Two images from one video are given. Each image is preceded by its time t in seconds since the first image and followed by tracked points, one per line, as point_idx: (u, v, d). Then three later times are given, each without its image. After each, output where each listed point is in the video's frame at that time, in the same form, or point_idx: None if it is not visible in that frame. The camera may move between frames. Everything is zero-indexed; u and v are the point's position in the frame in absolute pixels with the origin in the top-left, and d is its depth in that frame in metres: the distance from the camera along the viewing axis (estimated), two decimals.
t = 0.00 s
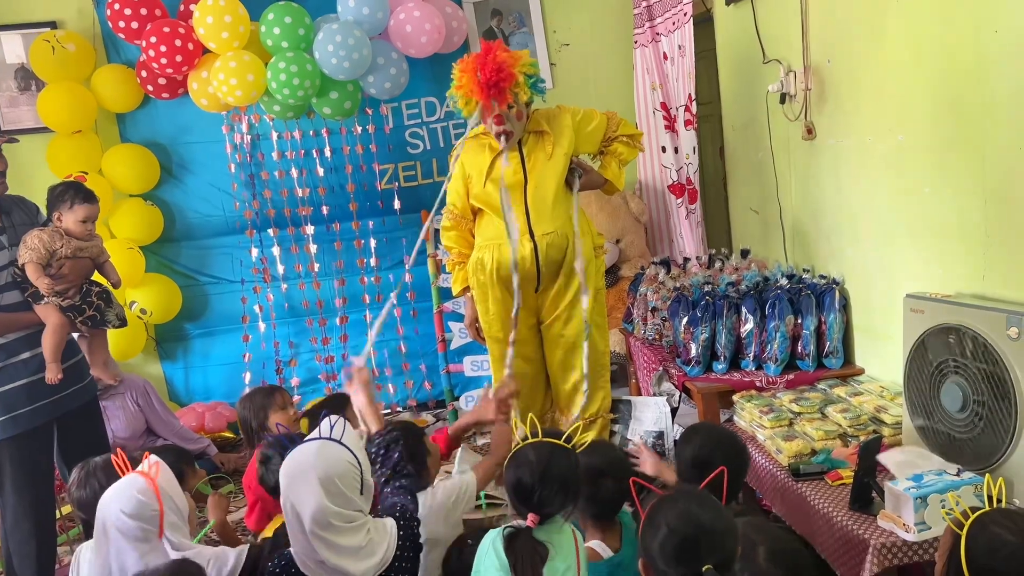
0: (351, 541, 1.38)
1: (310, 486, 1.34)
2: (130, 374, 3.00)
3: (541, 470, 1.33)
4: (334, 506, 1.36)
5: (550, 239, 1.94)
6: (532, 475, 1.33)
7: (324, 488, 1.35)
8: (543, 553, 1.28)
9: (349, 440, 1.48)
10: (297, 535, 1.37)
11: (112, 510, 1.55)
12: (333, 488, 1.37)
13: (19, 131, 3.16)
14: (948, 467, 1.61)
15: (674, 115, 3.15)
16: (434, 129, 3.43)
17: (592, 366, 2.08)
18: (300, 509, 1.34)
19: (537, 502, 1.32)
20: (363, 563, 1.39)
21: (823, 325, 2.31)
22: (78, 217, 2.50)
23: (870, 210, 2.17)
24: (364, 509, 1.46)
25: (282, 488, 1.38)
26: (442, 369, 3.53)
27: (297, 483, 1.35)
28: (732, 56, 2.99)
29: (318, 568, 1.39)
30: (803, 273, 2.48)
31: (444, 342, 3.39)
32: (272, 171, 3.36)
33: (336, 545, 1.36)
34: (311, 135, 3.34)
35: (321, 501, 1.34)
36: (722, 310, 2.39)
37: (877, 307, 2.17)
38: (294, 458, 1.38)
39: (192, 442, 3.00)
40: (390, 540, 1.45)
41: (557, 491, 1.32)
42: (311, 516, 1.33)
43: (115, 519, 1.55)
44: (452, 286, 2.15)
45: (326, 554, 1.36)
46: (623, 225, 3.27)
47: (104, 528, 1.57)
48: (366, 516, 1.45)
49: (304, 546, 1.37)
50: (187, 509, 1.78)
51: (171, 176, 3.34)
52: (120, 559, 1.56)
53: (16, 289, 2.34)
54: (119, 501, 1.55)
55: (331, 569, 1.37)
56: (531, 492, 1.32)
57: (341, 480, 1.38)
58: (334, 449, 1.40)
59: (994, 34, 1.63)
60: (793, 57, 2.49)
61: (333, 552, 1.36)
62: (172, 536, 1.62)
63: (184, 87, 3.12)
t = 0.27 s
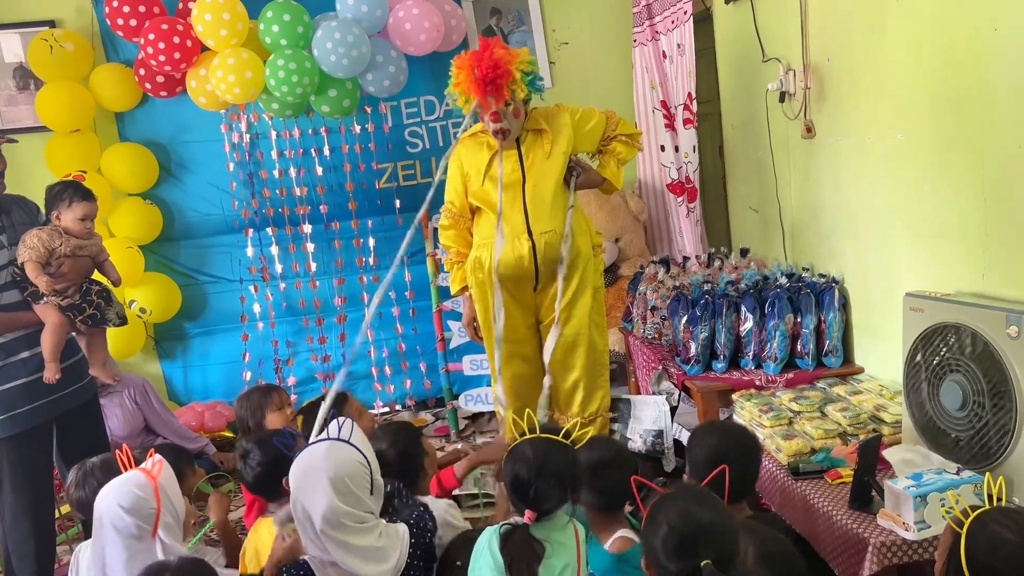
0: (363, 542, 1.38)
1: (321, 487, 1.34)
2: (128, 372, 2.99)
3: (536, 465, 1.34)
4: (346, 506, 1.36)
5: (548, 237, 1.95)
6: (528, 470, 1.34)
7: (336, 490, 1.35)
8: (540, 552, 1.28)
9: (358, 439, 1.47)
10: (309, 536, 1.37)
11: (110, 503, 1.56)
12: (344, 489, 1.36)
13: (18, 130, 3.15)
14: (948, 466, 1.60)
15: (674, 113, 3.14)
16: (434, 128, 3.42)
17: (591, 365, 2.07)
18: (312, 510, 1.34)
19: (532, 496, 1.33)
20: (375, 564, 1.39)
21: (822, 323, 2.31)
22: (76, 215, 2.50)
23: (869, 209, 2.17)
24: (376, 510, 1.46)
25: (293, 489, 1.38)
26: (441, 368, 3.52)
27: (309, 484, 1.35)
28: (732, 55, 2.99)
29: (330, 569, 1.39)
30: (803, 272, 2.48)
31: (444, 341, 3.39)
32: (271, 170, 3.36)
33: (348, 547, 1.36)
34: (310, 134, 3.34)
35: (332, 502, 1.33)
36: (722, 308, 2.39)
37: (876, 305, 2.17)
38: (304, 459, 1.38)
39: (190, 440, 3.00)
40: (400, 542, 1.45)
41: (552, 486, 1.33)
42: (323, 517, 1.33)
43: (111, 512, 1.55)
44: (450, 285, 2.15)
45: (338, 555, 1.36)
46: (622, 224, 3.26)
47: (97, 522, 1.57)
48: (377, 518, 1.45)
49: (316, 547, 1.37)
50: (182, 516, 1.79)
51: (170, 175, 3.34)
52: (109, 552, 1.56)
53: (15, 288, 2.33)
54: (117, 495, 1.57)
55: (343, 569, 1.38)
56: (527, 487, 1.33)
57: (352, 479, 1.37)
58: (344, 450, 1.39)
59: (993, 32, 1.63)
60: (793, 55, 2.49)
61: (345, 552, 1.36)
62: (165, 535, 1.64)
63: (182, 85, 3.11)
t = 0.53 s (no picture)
0: (359, 544, 1.39)
1: (315, 488, 1.36)
2: (128, 371, 2.99)
3: (524, 466, 1.35)
4: (340, 507, 1.37)
5: (547, 236, 1.94)
6: (516, 471, 1.35)
7: (330, 491, 1.37)
8: (533, 553, 1.28)
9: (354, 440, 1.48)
10: (306, 538, 1.39)
11: (98, 508, 1.58)
12: (338, 489, 1.38)
13: (17, 129, 3.15)
14: (946, 463, 1.60)
15: (673, 111, 3.14)
16: (433, 127, 3.42)
17: (591, 363, 2.07)
18: (307, 512, 1.36)
19: (523, 497, 1.34)
20: (372, 566, 1.39)
21: (822, 322, 2.31)
22: (75, 213, 2.49)
23: (869, 208, 2.16)
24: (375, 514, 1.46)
25: (290, 491, 1.40)
26: (441, 367, 3.52)
27: (303, 486, 1.37)
28: (731, 53, 2.98)
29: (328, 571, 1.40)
30: (803, 270, 2.48)
31: (443, 339, 3.39)
32: (270, 168, 3.35)
33: (343, 548, 1.37)
34: (309, 132, 3.33)
35: (326, 502, 1.35)
36: (721, 307, 2.39)
37: (876, 303, 2.18)
38: (299, 461, 1.40)
39: (189, 440, 3.00)
40: (399, 545, 1.44)
41: (541, 486, 1.34)
42: (317, 518, 1.35)
43: (99, 516, 1.58)
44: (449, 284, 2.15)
45: (334, 556, 1.37)
46: (622, 223, 3.26)
47: (86, 526, 1.60)
48: (376, 520, 1.45)
49: (314, 548, 1.39)
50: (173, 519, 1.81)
51: (169, 174, 3.33)
52: (98, 556, 1.59)
53: (15, 288, 2.34)
54: (105, 499, 1.59)
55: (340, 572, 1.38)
56: (517, 488, 1.34)
57: (347, 480, 1.39)
58: (339, 451, 1.41)
59: (993, 29, 1.63)
60: (792, 53, 2.49)
61: (341, 553, 1.37)
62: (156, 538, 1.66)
63: (181, 83, 3.11)
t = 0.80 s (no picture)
0: (346, 542, 1.38)
1: (305, 486, 1.34)
2: (128, 370, 2.98)
3: (535, 465, 1.34)
4: (329, 505, 1.36)
5: (545, 234, 1.93)
6: (526, 470, 1.34)
7: (320, 488, 1.35)
8: (537, 548, 1.28)
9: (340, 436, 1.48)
10: (291, 537, 1.37)
11: (90, 509, 1.58)
12: (327, 487, 1.37)
13: (16, 128, 3.14)
14: (946, 461, 1.60)
15: (674, 109, 3.12)
16: (433, 125, 3.42)
17: (591, 361, 2.07)
18: (295, 510, 1.34)
19: (532, 497, 1.32)
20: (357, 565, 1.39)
21: (822, 320, 2.31)
22: (74, 212, 2.48)
23: (869, 206, 2.16)
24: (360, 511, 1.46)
25: (276, 489, 1.38)
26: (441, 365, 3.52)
27: (291, 484, 1.35)
28: (730, 50, 2.98)
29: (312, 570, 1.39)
30: (802, 269, 2.48)
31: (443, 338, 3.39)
32: (269, 167, 3.35)
33: (332, 546, 1.36)
34: (308, 131, 3.33)
35: (315, 501, 1.34)
36: (720, 306, 2.39)
37: (875, 302, 2.18)
38: (286, 459, 1.38)
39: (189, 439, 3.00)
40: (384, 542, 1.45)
41: (552, 486, 1.33)
42: (306, 517, 1.34)
43: (91, 518, 1.57)
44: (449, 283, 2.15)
45: (321, 555, 1.36)
46: (621, 221, 3.26)
47: (78, 528, 1.59)
48: (362, 517, 1.46)
49: (298, 548, 1.37)
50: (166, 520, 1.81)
51: (168, 172, 3.33)
52: (90, 557, 1.58)
53: (14, 286, 2.33)
54: (97, 500, 1.58)
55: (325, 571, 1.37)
56: (527, 487, 1.32)
57: (336, 478, 1.38)
58: (326, 447, 1.40)
59: (992, 25, 1.62)
60: (791, 51, 2.49)
61: (328, 553, 1.36)
62: (149, 539, 1.66)
63: (180, 82, 3.10)
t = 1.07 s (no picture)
0: (348, 538, 1.40)
1: (307, 480, 1.36)
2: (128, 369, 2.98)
3: (524, 464, 1.34)
4: (331, 500, 1.38)
5: (543, 234, 1.93)
6: (515, 469, 1.34)
7: (322, 483, 1.37)
8: (530, 547, 1.29)
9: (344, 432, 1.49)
10: (295, 532, 1.39)
11: (84, 509, 1.58)
12: (329, 482, 1.38)
13: (15, 128, 3.14)
14: (946, 458, 1.60)
15: (674, 107, 3.11)
16: (432, 124, 3.41)
17: (591, 359, 2.07)
18: (299, 505, 1.36)
19: (521, 495, 1.33)
20: (359, 561, 1.40)
21: (821, 318, 2.31)
22: (74, 211, 2.49)
23: (869, 204, 2.16)
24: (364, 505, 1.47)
25: (280, 483, 1.40)
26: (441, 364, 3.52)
27: (293, 478, 1.37)
28: (729, 48, 2.97)
29: (315, 565, 1.40)
30: (802, 267, 2.47)
31: (443, 337, 3.38)
32: (268, 166, 3.35)
33: (332, 541, 1.38)
34: (308, 130, 3.33)
35: (316, 496, 1.35)
36: (720, 304, 2.38)
37: (874, 299, 2.18)
38: (289, 454, 1.40)
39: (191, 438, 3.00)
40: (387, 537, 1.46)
41: (541, 483, 1.33)
42: (308, 511, 1.35)
43: (85, 518, 1.58)
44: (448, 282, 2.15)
45: (324, 550, 1.37)
46: (621, 220, 3.25)
47: (72, 528, 1.60)
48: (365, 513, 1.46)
49: (303, 543, 1.39)
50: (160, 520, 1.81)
51: (167, 171, 3.33)
52: (84, 557, 1.59)
53: (14, 285, 2.31)
54: (91, 500, 1.59)
55: (328, 567, 1.39)
56: (516, 486, 1.33)
57: (339, 473, 1.40)
58: (330, 443, 1.42)
59: (992, 21, 1.62)
60: (790, 49, 2.48)
61: (330, 548, 1.38)
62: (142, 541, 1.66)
63: (179, 80, 3.10)
